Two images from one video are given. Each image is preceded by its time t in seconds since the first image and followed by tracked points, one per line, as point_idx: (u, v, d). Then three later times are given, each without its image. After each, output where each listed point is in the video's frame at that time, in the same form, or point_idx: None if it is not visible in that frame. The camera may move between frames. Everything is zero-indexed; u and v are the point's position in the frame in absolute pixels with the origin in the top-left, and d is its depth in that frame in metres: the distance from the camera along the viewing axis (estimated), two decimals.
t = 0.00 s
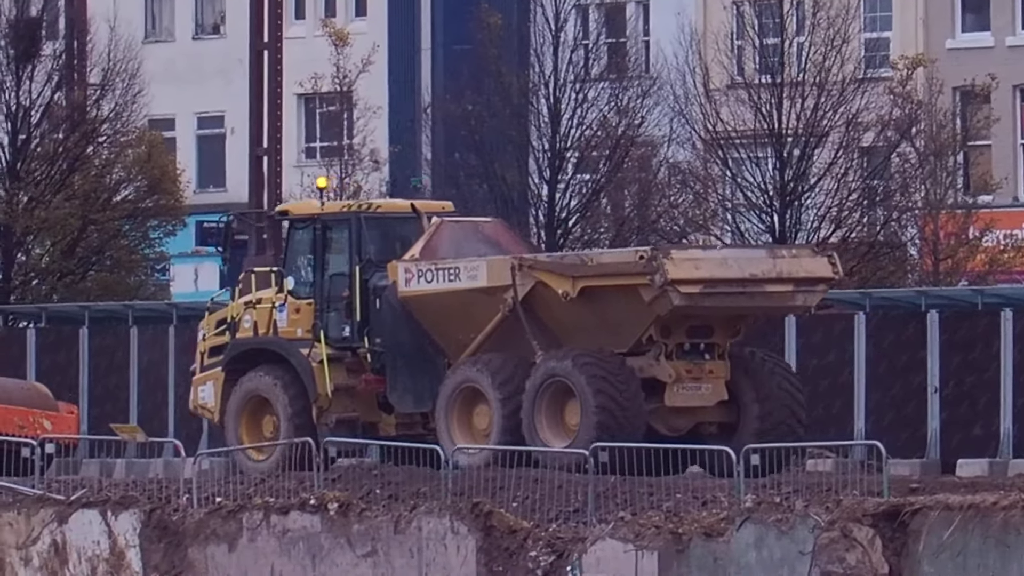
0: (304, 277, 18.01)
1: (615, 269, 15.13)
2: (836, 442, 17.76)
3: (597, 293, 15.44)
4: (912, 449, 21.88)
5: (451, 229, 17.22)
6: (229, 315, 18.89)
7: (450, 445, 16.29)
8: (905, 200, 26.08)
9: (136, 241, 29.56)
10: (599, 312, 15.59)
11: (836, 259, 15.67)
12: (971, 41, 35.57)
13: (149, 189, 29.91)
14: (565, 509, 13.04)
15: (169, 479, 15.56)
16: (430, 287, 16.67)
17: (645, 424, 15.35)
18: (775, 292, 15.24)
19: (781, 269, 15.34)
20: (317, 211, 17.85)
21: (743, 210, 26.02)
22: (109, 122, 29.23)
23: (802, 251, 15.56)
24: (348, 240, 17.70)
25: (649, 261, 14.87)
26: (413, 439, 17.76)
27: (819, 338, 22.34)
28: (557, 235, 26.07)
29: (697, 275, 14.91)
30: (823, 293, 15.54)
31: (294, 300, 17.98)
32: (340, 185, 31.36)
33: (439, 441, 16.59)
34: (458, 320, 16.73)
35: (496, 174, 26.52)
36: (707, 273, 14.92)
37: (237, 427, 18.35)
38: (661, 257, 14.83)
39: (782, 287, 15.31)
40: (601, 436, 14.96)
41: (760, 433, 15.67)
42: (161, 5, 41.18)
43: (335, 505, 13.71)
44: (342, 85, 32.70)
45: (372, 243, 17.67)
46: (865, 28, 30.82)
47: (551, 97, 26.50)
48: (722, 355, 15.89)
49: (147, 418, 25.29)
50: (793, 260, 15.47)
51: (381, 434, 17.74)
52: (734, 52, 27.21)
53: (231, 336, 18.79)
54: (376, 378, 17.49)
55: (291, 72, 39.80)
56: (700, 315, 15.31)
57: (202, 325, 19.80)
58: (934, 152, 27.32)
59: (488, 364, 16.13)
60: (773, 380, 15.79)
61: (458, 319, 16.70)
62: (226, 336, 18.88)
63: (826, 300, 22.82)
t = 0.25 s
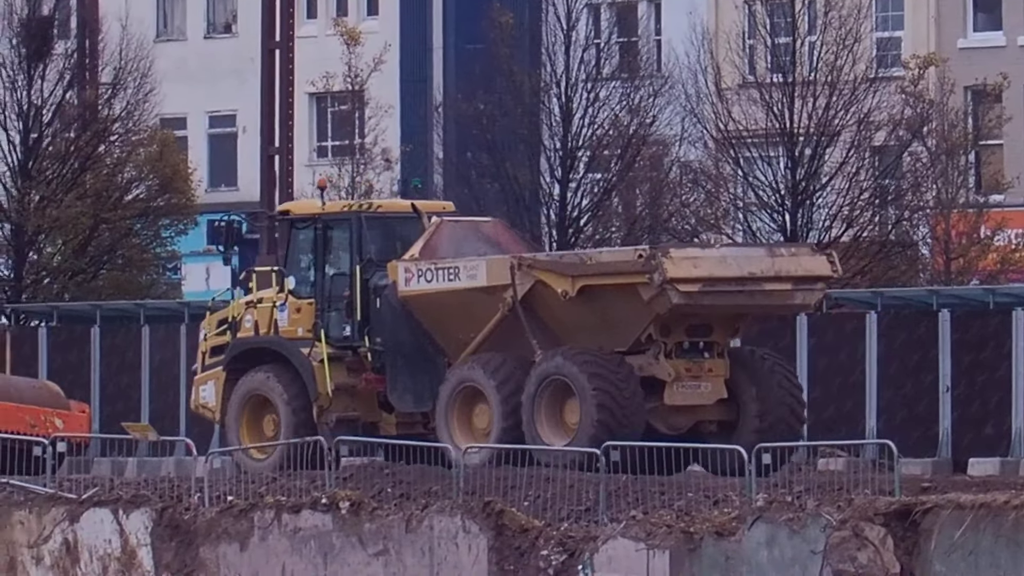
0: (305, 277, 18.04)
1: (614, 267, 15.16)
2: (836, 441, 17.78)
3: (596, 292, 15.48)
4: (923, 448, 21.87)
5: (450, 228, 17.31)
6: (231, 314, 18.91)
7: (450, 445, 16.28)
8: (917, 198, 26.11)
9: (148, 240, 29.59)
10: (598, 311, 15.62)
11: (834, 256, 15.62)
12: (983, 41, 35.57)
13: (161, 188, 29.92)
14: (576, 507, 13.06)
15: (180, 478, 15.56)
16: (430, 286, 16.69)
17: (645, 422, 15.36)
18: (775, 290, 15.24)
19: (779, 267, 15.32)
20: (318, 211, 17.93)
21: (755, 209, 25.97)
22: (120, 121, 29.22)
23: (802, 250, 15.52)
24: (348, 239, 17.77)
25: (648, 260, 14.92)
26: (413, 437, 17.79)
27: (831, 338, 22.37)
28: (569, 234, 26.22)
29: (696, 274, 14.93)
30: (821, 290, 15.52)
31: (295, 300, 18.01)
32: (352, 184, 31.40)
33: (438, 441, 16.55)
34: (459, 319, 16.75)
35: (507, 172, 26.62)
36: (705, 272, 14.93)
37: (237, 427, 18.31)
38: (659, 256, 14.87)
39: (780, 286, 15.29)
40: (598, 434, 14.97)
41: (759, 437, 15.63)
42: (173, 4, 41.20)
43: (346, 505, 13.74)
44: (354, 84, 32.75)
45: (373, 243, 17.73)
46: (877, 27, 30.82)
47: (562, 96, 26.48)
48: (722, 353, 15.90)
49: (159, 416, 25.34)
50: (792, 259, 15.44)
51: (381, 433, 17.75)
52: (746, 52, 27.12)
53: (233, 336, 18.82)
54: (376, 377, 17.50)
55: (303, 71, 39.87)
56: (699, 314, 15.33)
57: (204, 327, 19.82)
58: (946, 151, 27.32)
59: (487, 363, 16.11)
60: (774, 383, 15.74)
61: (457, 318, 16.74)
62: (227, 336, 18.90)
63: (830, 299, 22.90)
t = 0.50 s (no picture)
0: (306, 276, 18.15)
1: (613, 266, 15.24)
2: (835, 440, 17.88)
3: (594, 292, 15.57)
4: (934, 447, 21.85)
5: (450, 228, 17.41)
6: (230, 314, 19.06)
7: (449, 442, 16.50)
8: (928, 197, 26.15)
9: (160, 239, 29.65)
10: (598, 309, 15.72)
11: (834, 257, 15.62)
12: (993, 41, 35.57)
13: (172, 187, 30.00)
14: (587, 506, 13.11)
15: (191, 477, 15.53)
16: (430, 286, 16.78)
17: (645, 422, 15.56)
18: (774, 290, 15.28)
19: (778, 267, 15.35)
20: (319, 211, 18.01)
21: (766, 209, 25.95)
22: (132, 120, 29.27)
23: (801, 250, 15.55)
24: (349, 239, 17.88)
25: (648, 260, 14.99)
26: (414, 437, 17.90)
27: (842, 337, 22.41)
28: (580, 233, 26.28)
29: (695, 274, 14.98)
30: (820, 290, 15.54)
31: (295, 299, 18.14)
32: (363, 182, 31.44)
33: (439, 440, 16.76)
34: (459, 319, 16.85)
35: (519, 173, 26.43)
36: (705, 272, 14.98)
37: (238, 427, 18.51)
38: (658, 255, 14.95)
39: (779, 285, 15.32)
40: (597, 432, 15.18)
41: (757, 429, 15.84)
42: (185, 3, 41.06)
43: (358, 503, 13.76)
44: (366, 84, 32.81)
45: (373, 243, 17.85)
46: (888, 26, 30.83)
47: (574, 95, 26.44)
48: (721, 353, 16.03)
49: (170, 415, 25.39)
50: (791, 258, 15.45)
51: (382, 432, 17.90)
52: (757, 51, 27.01)
53: (233, 335, 18.97)
54: (376, 375, 17.65)
55: (314, 70, 39.92)
56: (697, 313, 15.40)
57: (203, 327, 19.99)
58: (957, 150, 27.29)
59: (488, 362, 16.34)
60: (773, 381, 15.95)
61: (458, 318, 16.79)
62: (227, 335, 19.07)
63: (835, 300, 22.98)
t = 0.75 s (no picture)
0: (306, 276, 18.35)
1: (612, 266, 15.43)
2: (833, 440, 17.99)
3: (592, 292, 15.76)
4: (945, 447, 21.84)
5: (449, 228, 17.58)
6: (230, 313, 19.22)
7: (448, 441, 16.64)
8: (939, 197, 26.23)
9: (170, 238, 29.66)
10: (596, 309, 15.91)
11: (832, 257, 15.91)
12: (1004, 41, 35.47)
13: (182, 186, 30.15)
14: (597, 506, 13.09)
15: (202, 477, 15.58)
16: (429, 286, 16.95)
17: (642, 421, 15.74)
18: (772, 290, 15.50)
19: (776, 267, 15.57)
20: (319, 211, 18.24)
21: (777, 209, 25.94)
22: (142, 119, 29.38)
23: (799, 251, 15.77)
24: (349, 239, 18.09)
25: (646, 260, 15.18)
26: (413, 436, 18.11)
27: (853, 337, 22.39)
28: (591, 232, 26.27)
29: (694, 274, 15.17)
30: (818, 291, 15.79)
31: (295, 299, 18.32)
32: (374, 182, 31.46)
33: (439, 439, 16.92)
34: (459, 319, 17.02)
35: (529, 172, 26.59)
36: (703, 272, 15.17)
37: (239, 427, 18.65)
38: (657, 256, 15.14)
39: (777, 286, 15.54)
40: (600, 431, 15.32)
41: (756, 428, 16.01)
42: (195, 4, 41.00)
43: (367, 503, 13.76)
44: (377, 83, 32.83)
45: (373, 242, 18.07)
46: (898, 26, 30.77)
47: (584, 95, 26.37)
48: (719, 353, 16.21)
49: (180, 414, 25.40)
50: (789, 259, 15.69)
51: (381, 431, 18.08)
52: (768, 50, 26.97)
53: (233, 334, 19.12)
54: (376, 375, 17.83)
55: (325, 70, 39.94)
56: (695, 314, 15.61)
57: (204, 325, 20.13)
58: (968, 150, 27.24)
59: (488, 366, 16.44)
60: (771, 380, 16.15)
61: (457, 317, 16.98)
62: (227, 334, 19.21)
63: (843, 294, 22.96)
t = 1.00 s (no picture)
0: (306, 276, 18.39)
1: (611, 267, 15.46)
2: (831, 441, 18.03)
3: (591, 292, 15.79)
4: (955, 447, 21.83)
5: (449, 228, 17.64)
6: (231, 313, 19.27)
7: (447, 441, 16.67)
8: (951, 197, 26.10)
9: (181, 238, 29.68)
10: (595, 309, 15.93)
11: (831, 258, 15.97)
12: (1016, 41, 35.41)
13: (194, 186, 30.09)
14: (608, 506, 13.09)
15: (213, 476, 15.61)
16: (429, 286, 16.97)
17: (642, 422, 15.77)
18: (771, 291, 15.55)
19: (775, 267, 15.61)
20: (319, 211, 18.30)
21: (789, 209, 25.84)
22: (153, 119, 29.38)
23: (798, 252, 15.83)
24: (350, 239, 18.11)
25: (645, 260, 15.21)
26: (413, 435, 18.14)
27: (864, 337, 22.38)
28: (602, 233, 26.32)
29: (694, 274, 15.21)
30: (817, 291, 15.84)
31: (296, 298, 18.37)
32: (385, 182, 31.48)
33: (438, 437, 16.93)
34: (459, 319, 17.03)
35: (541, 172, 26.58)
36: (702, 272, 15.22)
37: (239, 426, 18.72)
38: (656, 256, 15.16)
39: (776, 286, 15.59)
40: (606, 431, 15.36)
41: (756, 428, 16.00)
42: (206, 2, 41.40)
43: (378, 503, 13.77)
44: (388, 83, 32.84)
45: (373, 242, 18.08)
46: (910, 26, 30.74)
47: (595, 95, 26.50)
48: (718, 353, 16.25)
49: (192, 413, 25.42)
50: (788, 260, 15.74)
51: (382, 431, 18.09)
52: (779, 50, 26.94)
53: (233, 334, 19.15)
54: (376, 375, 17.80)
55: (335, 70, 39.96)
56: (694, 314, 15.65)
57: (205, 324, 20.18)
58: (979, 150, 27.18)
59: (485, 363, 16.44)
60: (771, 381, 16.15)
61: (457, 317, 17.01)
62: (227, 334, 19.26)
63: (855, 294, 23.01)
